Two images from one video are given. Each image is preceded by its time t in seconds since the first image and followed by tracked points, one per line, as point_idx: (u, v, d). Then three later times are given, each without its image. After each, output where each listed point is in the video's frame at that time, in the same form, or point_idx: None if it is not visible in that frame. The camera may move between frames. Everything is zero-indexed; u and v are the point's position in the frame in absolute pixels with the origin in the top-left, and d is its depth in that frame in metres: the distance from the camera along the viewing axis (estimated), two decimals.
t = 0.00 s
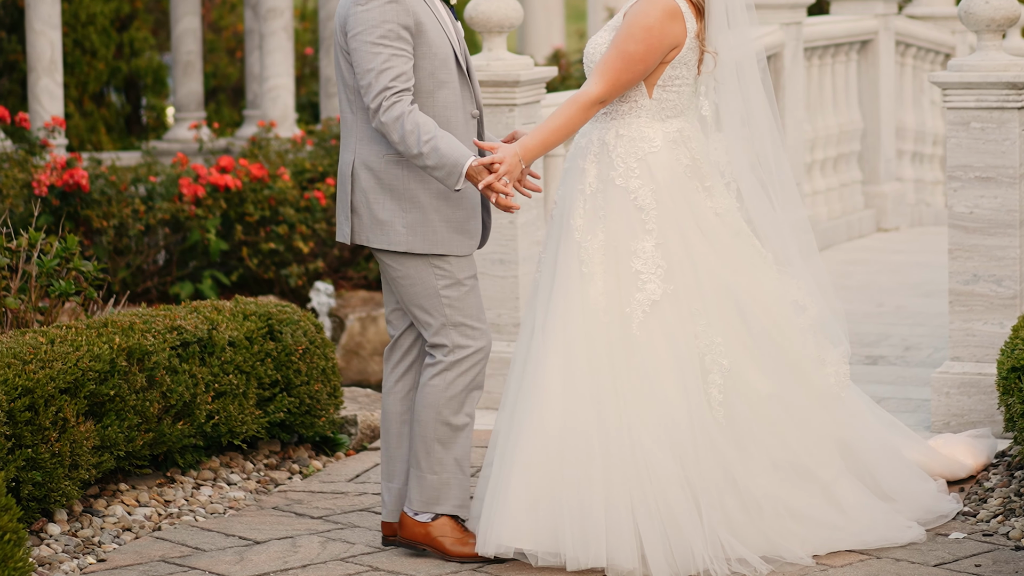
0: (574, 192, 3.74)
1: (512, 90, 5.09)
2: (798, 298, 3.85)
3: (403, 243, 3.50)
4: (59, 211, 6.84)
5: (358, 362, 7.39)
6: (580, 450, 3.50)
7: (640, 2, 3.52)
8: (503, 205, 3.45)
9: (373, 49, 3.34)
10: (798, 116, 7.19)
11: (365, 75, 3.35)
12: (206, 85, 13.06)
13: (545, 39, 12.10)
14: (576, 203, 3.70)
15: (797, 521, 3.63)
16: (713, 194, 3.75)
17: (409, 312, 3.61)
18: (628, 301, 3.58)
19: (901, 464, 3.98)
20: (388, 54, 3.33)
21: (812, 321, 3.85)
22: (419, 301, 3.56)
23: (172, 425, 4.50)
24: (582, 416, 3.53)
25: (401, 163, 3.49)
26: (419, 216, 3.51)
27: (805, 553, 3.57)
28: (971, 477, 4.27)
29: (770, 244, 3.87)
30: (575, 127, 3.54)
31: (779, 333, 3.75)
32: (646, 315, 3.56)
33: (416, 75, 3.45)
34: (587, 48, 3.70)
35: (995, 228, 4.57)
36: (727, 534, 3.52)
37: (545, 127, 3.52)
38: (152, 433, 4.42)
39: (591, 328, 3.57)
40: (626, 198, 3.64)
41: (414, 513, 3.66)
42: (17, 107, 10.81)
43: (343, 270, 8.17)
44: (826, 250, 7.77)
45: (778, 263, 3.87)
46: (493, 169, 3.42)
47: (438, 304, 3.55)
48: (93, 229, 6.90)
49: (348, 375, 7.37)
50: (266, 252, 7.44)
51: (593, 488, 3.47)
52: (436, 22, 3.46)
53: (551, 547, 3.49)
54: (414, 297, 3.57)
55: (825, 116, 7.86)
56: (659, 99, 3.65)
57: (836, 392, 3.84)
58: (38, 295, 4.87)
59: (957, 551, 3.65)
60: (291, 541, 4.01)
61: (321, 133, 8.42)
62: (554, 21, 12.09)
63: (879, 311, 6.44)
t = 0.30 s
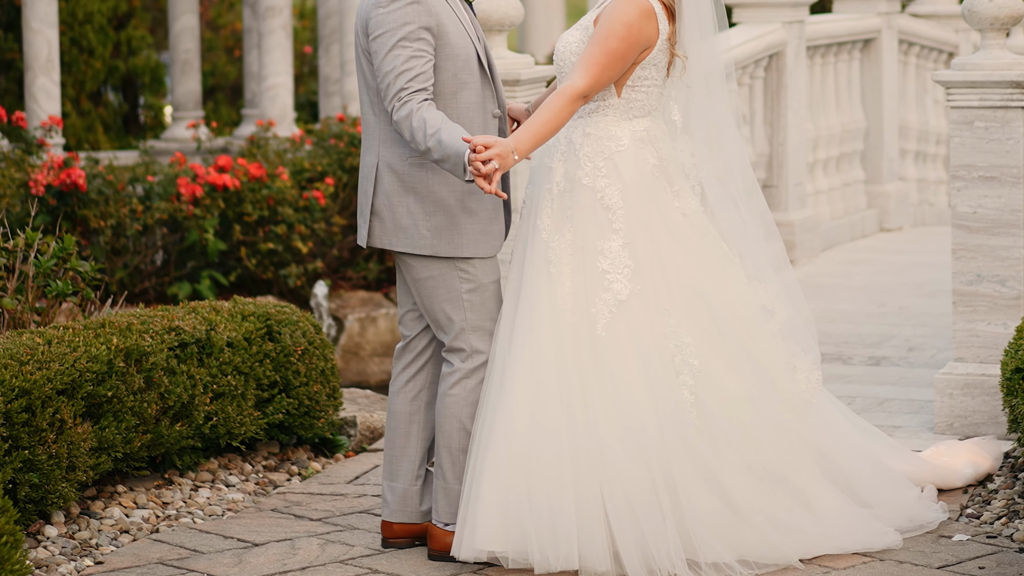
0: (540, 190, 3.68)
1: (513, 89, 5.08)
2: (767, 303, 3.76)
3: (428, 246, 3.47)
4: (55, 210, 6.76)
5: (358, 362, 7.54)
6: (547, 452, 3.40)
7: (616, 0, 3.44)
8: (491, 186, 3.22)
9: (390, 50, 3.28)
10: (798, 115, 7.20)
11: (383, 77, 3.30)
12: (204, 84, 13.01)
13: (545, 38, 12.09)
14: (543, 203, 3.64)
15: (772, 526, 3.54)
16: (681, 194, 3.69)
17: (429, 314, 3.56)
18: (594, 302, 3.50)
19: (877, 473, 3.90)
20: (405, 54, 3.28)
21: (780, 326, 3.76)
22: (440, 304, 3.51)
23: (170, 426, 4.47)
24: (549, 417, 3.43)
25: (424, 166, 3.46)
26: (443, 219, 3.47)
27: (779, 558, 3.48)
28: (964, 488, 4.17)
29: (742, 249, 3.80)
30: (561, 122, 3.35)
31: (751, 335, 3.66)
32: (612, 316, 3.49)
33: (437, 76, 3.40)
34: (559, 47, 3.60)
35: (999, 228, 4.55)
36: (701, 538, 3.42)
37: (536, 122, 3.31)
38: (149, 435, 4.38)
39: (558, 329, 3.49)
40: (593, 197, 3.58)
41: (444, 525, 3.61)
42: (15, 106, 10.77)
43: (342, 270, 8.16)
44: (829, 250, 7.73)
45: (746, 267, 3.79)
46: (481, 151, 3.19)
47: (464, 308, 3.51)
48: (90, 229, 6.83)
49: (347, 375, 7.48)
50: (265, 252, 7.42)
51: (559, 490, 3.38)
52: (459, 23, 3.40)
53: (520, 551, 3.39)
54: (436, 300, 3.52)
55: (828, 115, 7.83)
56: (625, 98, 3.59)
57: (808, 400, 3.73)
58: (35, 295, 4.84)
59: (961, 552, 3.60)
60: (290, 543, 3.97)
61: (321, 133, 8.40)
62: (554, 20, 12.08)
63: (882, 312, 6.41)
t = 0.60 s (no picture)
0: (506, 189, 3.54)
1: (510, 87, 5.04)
2: (737, 308, 3.70)
3: (445, 246, 3.41)
4: (49, 210, 6.70)
5: (354, 362, 7.57)
6: (514, 454, 3.33)
7: None
8: (482, 141, 3.04)
9: (406, 38, 3.21)
10: (798, 114, 7.16)
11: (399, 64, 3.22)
12: (200, 82, 12.98)
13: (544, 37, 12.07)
14: (513, 200, 3.49)
15: (741, 531, 3.48)
16: (650, 197, 3.61)
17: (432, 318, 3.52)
18: (562, 304, 3.43)
19: (843, 479, 3.84)
20: (422, 40, 3.21)
21: (749, 332, 3.70)
22: (446, 309, 3.47)
23: (165, 427, 4.43)
24: (516, 419, 3.35)
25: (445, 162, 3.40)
26: (460, 217, 3.42)
27: (750, 565, 3.43)
28: (958, 495, 4.08)
29: (711, 251, 3.74)
30: (545, 99, 3.20)
31: (720, 338, 3.61)
32: (579, 318, 3.42)
33: (453, 66, 3.35)
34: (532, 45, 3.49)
35: (1000, 227, 4.52)
36: (670, 544, 3.36)
37: (522, 93, 3.16)
38: (144, 436, 4.34)
39: (527, 330, 3.41)
40: (563, 198, 3.49)
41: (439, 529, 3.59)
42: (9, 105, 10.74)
43: (338, 270, 8.13)
44: (829, 249, 7.70)
45: (716, 269, 3.73)
46: (473, 111, 3.03)
47: (470, 308, 3.47)
48: (85, 229, 6.80)
49: (343, 375, 7.51)
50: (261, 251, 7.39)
51: (525, 493, 3.31)
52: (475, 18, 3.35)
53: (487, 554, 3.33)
54: (445, 304, 3.48)
55: (828, 113, 7.80)
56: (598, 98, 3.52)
57: (777, 409, 3.67)
58: (29, 295, 4.80)
59: (961, 554, 3.56)
60: (286, 545, 3.94)
61: (317, 131, 8.38)
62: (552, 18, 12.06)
63: (882, 312, 6.39)
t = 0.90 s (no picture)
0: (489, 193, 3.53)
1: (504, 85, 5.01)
2: (710, 316, 3.67)
3: (432, 238, 3.42)
4: (40, 209, 6.67)
5: (347, 364, 7.52)
6: (479, 455, 3.30)
7: None
8: (485, 109, 3.01)
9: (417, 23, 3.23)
10: (795, 113, 7.13)
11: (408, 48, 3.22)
12: (192, 81, 12.93)
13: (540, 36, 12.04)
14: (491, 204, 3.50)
15: (707, 540, 3.42)
16: (623, 200, 3.59)
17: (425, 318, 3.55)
18: (532, 306, 3.41)
19: (815, 492, 3.79)
20: (433, 25, 3.21)
21: (723, 340, 3.66)
22: (435, 306, 3.49)
23: (156, 428, 4.39)
24: (481, 419, 3.33)
25: (442, 156, 3.41)
26: (453, 212, 3.43)
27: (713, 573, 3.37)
28: (952, 500, 4.03)
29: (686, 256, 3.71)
30: (537, 78, 3.18)
31: (691, 345, 3.57)
32: (547, 320, 3.40)
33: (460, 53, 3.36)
34: (507, 48, 3.43)
35: (996, 227, 4.49)
36: (635, 551, 3.29)
37: (518, 68, 3.13)
38: (135, 437, 4.31)
39: (497, 331, 3.38)
40: (535, 199, 3.48)
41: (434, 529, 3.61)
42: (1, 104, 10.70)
43: (331, 270, 8.11)
44: (825, 249, 7.67)
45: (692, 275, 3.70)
46: (477, 80, 3.01)
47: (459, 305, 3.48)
48: (76, 228, 6.76)
49: (336, 376, 7.45)
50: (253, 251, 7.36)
51: (488, 495, 3.27)
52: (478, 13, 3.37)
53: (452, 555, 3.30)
54: (436, 301, 3.50)
55: (824, 112, 7.76)
56: (573, 101, 3.49)
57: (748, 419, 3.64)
58: (19, 295, 4.76)
59: (957, 557, 3.53)
60: (278, 547, 3.91)
61: (309, 129, 8.31)
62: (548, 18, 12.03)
63: (879, 312, 6.35)
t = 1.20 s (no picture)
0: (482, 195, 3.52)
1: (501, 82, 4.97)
2: (696, 323, 3.62)
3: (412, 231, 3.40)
4: (33, 209, 6.62)
5: (342, 365, 7.51)
6: (459, 458, 3.28)
7: None
8: (505, 101, 3.02)
9: (429, 16, 3.19)
10: (793, 112, 7.09)
11: (420, 39, 3.19)
12: (186, 80, 12.89)
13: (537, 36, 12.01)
14: (484, 206, 3.49)
15: (684, 549, 3.38)
16: (613, 204, 3.54)
17: (412, 316, 3.53)
18: (517, 310, 3.38)
19: (795, 505, 3.78)
20: (446, 20, 3.18)
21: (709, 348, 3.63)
22: (424, 306, 3.48)
23: (150, 430, 4.35)
24: (462, 423, 3.31)
25: (438, 153, 3.40)
26: (446, 210, 3.43)
27: None
28: (951, 503, 3.99)
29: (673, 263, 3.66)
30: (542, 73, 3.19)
31: (677, 352, 3.53)
32: (531, 326, 3.36)
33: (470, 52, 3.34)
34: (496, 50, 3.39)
35: (995, 228, 4.46)
36: (611, 558, 3.27)
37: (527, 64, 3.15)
38: (128, 439, 4.27)
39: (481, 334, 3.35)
40: (524, 202, 3.44)
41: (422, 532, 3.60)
42: None
43: (326, 270, 8.09)
44: (823, 250, 7.64)
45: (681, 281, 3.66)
46: (499, 73, 3.03)
47: (449, 305, 3.47)
48: (69, 229, 6.72)
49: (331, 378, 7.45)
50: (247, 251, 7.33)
51: (466, 499, 3.26)
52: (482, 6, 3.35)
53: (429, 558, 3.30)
54: (426, 300, 3.48)
55: (823, 112, 7.73)
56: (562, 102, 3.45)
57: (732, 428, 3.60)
58: (11, 296, 4.73)
59: (957, 560, 3.49)
60: (272, 550, 3.87)
61: (304, 129, 8.31)
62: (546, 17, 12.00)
63: (878, 313, 6.32)
